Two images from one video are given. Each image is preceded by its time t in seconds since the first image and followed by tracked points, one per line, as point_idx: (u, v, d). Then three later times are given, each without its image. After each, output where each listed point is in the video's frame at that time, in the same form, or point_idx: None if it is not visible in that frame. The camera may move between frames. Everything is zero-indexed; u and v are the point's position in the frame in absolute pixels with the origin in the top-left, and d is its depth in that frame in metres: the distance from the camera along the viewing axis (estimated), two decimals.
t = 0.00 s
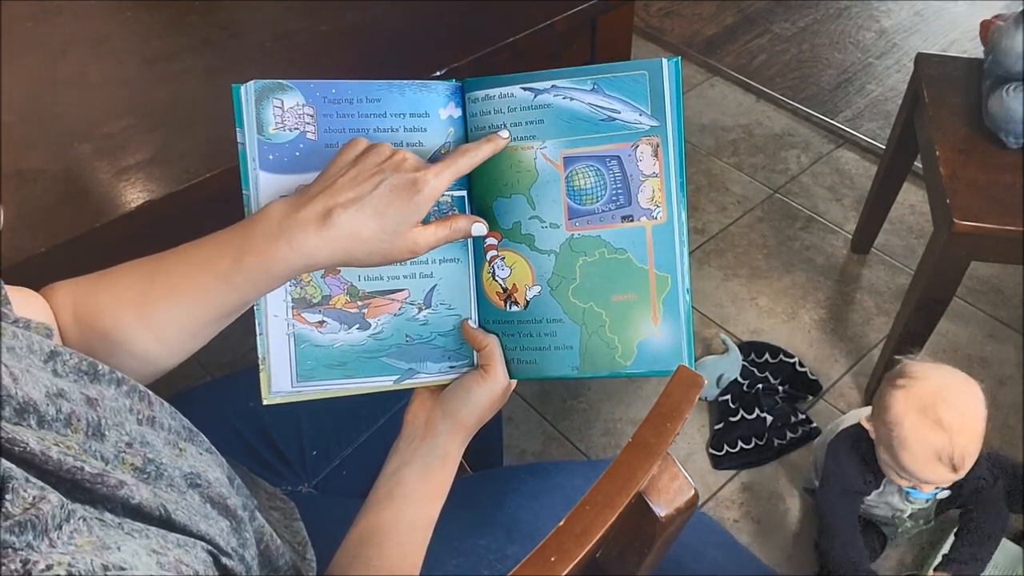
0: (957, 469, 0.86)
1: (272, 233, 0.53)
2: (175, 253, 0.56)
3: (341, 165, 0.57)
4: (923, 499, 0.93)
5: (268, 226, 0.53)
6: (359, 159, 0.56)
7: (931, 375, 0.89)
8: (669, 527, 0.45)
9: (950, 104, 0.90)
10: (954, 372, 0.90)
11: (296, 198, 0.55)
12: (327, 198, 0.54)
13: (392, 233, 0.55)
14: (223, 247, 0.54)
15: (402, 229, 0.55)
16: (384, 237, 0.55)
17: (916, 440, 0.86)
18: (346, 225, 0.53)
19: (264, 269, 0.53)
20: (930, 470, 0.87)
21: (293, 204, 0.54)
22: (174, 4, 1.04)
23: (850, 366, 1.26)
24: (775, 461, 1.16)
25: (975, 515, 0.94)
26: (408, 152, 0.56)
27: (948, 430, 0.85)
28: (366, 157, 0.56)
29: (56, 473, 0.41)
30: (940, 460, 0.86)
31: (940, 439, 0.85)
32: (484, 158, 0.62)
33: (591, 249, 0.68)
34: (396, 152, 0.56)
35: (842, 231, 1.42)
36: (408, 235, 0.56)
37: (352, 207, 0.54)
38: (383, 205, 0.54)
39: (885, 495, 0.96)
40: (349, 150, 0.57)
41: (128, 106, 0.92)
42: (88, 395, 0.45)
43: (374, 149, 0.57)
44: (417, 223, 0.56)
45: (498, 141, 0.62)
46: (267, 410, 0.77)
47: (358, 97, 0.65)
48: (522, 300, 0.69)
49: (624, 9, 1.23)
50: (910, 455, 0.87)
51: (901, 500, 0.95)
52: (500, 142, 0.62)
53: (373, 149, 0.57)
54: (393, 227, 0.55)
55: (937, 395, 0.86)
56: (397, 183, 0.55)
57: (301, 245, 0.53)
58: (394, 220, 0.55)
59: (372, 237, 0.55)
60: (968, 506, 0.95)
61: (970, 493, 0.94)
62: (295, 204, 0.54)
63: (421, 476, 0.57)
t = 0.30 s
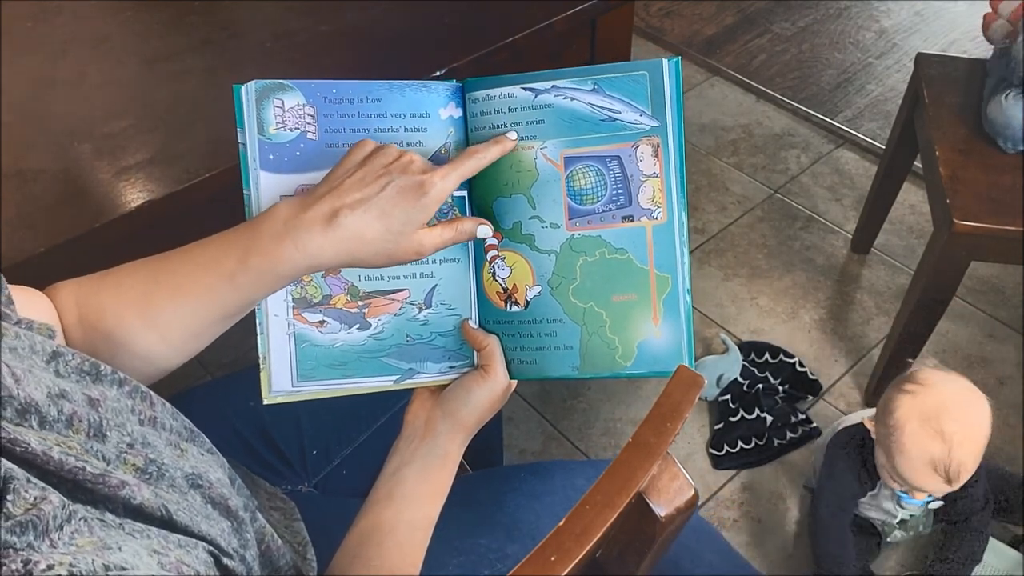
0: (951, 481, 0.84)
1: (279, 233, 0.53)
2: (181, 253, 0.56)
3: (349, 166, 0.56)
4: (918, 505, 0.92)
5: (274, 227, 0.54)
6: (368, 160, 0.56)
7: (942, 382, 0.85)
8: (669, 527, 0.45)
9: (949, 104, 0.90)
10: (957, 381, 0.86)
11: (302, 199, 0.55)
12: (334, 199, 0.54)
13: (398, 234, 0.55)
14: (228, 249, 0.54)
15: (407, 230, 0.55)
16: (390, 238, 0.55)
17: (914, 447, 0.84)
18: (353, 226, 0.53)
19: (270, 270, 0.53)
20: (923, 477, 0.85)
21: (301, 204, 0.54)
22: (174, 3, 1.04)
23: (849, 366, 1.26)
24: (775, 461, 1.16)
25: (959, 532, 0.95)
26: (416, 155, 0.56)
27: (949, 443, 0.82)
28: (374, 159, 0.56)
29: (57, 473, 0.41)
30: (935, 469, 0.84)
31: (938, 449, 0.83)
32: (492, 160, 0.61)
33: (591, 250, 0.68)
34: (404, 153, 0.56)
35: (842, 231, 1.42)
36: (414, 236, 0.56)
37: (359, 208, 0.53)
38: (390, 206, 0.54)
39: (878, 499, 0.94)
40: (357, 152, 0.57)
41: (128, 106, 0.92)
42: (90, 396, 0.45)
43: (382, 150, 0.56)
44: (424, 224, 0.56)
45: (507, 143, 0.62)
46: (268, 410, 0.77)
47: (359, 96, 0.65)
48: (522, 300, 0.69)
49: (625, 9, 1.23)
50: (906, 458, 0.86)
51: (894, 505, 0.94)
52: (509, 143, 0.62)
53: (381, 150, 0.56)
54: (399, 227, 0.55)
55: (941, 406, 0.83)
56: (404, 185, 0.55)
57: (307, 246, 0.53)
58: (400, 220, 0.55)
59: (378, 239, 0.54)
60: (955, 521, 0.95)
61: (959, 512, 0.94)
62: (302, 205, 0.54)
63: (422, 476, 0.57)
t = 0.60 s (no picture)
0: (966, 416, 0.84)
1: (272, 239, 0.53)
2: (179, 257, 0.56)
3: (342, 175, 0.56)
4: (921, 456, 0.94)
5: (267, 233, 0.53)
6: (360, 170, 0.56)
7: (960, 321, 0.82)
8: (669, 527, 0.45)
9: (949, 103, 0.90)
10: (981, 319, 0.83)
11: (294, 207, 0.55)
12: (327, 208, 0.54)
13: (391, 245, 0.55)
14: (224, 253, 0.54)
15: (401, 241, 0.55)
16: (383, 249, 0.55)
17: (931, 379, 0.84)
18: (344, 236, 0.53)
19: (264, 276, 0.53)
20: (937, 409, 0.86)
21: (294, 211, 0.54)
22: (174, 3, 1.04)
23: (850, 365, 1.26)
24: (774, 461, 1.16)
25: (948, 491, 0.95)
26: (410, 164, 0.56)
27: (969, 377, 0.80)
28: (368, 168, 0.56)
29: (57, 475, 0.41)
30: (951, 403, 0.84)
31: (956, 382, 0.82)
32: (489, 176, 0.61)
33: (587, 248, 0.68)
34: (398, 163, 0.56)
35: (842, 231, 1.42)
36: (408, 247, 0.56)
37: (352, 218, 0.53)
38: (383, 215, 0.54)
39: (883, 452, 0.97)
40: (351, 160, 0.57)
41: (128, 106, 0.92)
42: (90, 396, 0.45)
43: (376, 160, 0.56)
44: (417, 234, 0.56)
45: (503, 160, 0.61)
46: (267, 410, 0.77)
47: (355, 96, 0.65)
48: (519, 299, 0.69)
49: (624, 9, 1.23)
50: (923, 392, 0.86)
51: (899, 458, 0.96)
52: (505, 161, 0.62)
53: (375, 160, 0.56)
54: (392, 238, 0.55)
55: (960, 339, 0.81)
56: (398, 195, 0.55)
57: (298, 254, 0.53)
58: (393, 231, 0.54)
59: (371, 248, 0.54)
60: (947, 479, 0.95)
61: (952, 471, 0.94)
62: (295, 212, 0.54)
63: (420, 476, 0.57)
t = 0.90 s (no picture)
0: (964, 374, 0.85)
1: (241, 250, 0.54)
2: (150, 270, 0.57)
3: (313, 186, 0.56)
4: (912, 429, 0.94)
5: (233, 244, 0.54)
6: (332, 182, 0.55)
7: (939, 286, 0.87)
8: (670, 527, 0.45)
9: (949, 103, 0.89)
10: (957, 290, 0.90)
11: (263, 219, 0.55)
12: (293, 220, 0.54)
13: (358, 259, 0.54)
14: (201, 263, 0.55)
15: (369, 255, 0.54)
16: (351, 262, 0.54)
17: (926, 345, 0.85)
18: (308, 250, 0.53)
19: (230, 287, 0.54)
20: (937, 374, 0.86)
21: (261, 223, 0.55)
22: (173, 4, 1.04)
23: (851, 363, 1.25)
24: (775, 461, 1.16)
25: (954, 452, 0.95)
26: (381, 176, 0.55)
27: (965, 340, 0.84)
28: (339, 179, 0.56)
29: (55, 474, 0.41)
30: (948, 364, 0.85)
31: (951, 344, 0.84)
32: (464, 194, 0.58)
33: (586, 248, 0.68)
34: (369, 175, 0.55)
35: (842, 231, 1.42)
36: (376, 260, 0.55)
37: (317, 232, 0.53)
38: (350, 229, 0.53)
39: (877, 430, 0.96)
40: (321, 174, 0.57)
41: (128, 106, 0.92)
42: (87, 396, 0.45)
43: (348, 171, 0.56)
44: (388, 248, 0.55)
45: (480, 179, 0.58)
46: (267, 410, 0.77)
47: (355, 96, 0.65)
48: (518, 300, 0.69)
49: (624, 9, 1.23)
50: (919, 355, 0.86)
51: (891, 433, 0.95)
52: (482, 181, 0.58)
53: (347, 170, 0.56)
54: (358, 253, 0.54)
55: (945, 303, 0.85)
56: (367, 208, 0.54)
57: (265, 267, 0.53)
58: (360, 245, 0.54)
59: (338, 261, 0.54)
60: (947, 443, 0.95)
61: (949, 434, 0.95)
62: (263, 224, 0.55)
63: (419, 476, 0.57)
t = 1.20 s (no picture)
0: (960, 406, 0.88)
1: (231, 324, 0.52)
2: (148, 309, 0.57)
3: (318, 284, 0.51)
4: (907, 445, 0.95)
5: (226, 318, 0.53)
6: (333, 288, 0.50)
7: (923, 318, 0.89)
8: (669, 527, 0.45)
9: (948, 103, 0.89)
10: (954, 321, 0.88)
11: (265, 298, 0.52)
12: (286, 316, 0.50)
13: (328, 379, 0.49)
14: (195, 321, 0.55)
15: (339, 379, 0.49)
16: (319, 378, 0.49)
17: (919, 384, 0.87)
18: (285, 347, 0.49)
19: (212, 358, 0.54)
20: (934, 409, 0.88)
21: (258, 300, 0.53)
22: (173, 3, 1.04)
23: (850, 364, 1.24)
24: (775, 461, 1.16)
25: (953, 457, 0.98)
26: (379, 306, 0.48)
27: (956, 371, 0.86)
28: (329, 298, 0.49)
29: (52, 476, 0.40)
30: (944, 396, 0.87)
31: (944, 379, 0.87)
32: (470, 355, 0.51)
33: (584, 247, 0.68)
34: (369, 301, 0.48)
35: (842, 231, 1.42)
36: (345, 388, 0.49)
37: (296, 332, 0.49)
38: (325, 350, 0.48)
39: (872, 447, 0.98)
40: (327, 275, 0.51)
41: (128, 106, 0.92)
42: (85, 396, 0.45)
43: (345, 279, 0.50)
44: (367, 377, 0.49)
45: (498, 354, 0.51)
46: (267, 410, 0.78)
47: (353, 95, 0.65)
48: (517, 298, 0.69)
49: (624, 9, 1.23)
50: (912, 394, 0.88)
51: (886, 450, 0.97)
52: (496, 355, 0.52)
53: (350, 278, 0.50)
54: (329, 374, 0.49)
55: (934, 341, 0.87)
56: (348, 337, 0.47)
57: (246, 347, 0.52)
58: (331, 369, 0.48)
59: (306, 371, 0.49)
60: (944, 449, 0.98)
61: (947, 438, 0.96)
62: (260, 305, 0.52)
63: (417, 476, 0.57)
